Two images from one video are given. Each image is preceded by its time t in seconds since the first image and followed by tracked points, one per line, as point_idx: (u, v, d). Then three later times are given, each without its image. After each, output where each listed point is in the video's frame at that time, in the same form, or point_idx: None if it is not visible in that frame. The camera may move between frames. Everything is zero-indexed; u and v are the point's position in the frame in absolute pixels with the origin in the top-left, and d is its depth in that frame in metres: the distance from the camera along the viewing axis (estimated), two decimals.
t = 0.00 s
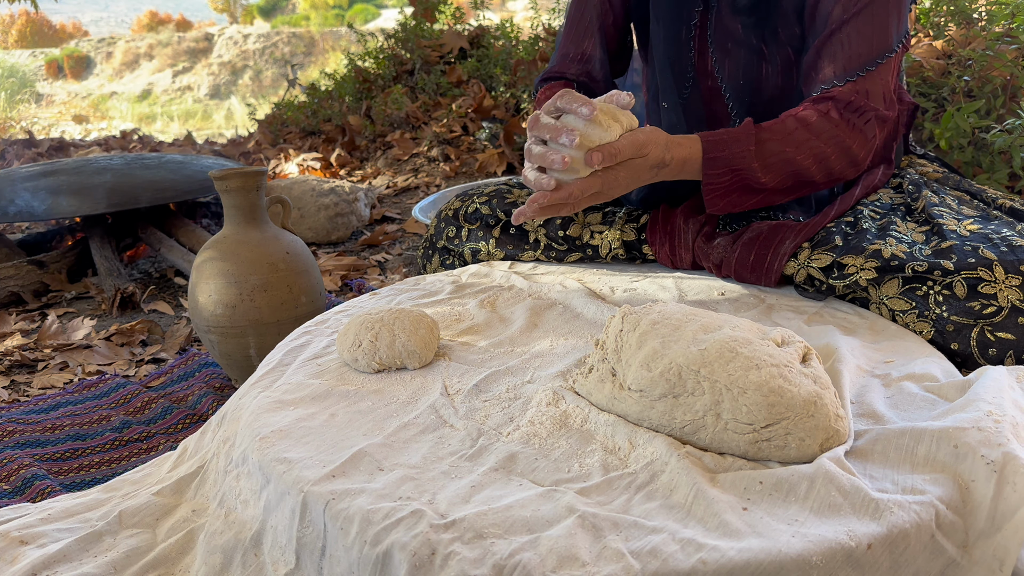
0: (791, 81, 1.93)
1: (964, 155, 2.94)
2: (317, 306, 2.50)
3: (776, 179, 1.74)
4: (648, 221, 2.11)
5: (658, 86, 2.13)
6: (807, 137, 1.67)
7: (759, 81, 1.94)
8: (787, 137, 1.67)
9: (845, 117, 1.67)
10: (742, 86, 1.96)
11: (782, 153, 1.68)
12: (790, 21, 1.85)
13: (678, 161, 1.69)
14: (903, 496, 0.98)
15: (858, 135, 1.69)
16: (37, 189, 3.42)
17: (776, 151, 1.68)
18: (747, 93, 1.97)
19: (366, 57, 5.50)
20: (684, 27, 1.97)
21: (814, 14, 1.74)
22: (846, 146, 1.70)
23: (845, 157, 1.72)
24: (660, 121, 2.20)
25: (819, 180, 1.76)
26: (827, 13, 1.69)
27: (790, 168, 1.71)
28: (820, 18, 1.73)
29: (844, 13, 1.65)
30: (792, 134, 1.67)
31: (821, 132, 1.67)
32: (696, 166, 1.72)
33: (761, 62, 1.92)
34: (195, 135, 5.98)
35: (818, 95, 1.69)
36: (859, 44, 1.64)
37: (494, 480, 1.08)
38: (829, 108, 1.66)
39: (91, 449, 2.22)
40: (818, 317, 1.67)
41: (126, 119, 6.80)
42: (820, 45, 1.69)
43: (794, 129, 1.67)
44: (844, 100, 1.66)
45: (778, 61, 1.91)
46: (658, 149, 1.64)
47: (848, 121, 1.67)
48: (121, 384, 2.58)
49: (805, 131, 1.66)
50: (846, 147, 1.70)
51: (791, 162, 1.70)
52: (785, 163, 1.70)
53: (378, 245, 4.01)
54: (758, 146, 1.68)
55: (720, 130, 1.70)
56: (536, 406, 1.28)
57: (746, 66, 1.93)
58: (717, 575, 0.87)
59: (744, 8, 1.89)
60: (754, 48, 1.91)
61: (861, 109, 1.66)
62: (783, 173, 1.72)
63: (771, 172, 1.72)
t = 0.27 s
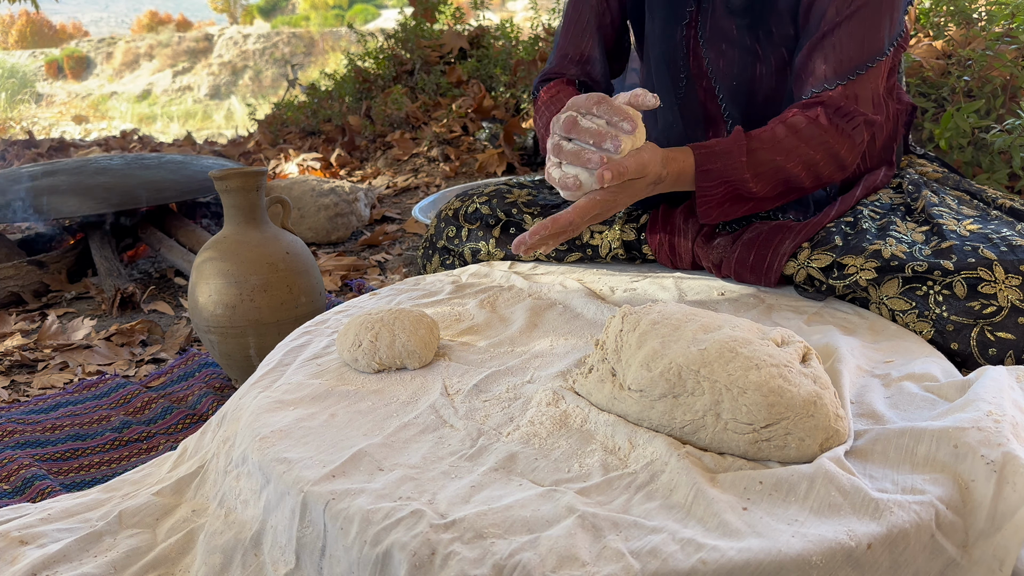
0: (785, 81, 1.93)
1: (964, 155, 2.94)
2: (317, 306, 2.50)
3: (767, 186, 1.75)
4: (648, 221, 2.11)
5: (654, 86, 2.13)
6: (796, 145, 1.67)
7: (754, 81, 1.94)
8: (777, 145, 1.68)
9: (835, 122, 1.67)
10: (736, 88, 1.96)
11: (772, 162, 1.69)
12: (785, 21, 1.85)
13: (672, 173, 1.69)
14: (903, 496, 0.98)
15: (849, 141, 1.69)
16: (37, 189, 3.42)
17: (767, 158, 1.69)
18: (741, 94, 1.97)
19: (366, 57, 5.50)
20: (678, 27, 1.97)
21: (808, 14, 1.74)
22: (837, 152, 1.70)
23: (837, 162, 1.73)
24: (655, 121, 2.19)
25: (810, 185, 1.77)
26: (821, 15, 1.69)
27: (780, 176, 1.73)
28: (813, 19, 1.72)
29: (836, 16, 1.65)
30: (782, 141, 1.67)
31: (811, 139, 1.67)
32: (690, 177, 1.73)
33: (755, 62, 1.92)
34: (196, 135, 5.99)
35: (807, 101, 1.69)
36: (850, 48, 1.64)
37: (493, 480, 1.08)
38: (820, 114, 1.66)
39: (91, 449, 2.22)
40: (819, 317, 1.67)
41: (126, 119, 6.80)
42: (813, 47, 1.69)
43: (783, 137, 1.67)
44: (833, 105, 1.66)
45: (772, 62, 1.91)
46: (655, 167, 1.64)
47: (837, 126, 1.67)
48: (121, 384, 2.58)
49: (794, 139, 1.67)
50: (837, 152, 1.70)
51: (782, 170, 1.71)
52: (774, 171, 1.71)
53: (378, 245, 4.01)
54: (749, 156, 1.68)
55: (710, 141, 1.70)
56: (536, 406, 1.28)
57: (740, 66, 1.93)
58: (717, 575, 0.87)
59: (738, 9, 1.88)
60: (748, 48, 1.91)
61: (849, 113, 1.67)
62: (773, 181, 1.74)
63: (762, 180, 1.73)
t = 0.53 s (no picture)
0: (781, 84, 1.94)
1: (964, 155, 2.94)
2: (317, 306, 2.50)
3: (767, 189, 1.75)
4: (648, 221, 2.11)
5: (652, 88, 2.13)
6: (798, 148, 1.67)
7: (752, 83, 1.95)
8: (781, 147, 1.67)
9: (833, 126, 1.67)
10: (734, 89, 1.97)
11: (774, 163, 1.68)
12: (780, 24, 1.87)
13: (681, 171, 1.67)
14: (903, 497, 0.98)
15: (846, 144, 1.69)
16: (37, 189, 3.42)
17: (770, 160, 1.68)
18: (739, 95, 1.97)
19: (366, 57, 5.50)
20: (676, 27, 1.97)
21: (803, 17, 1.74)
22: (835, 155, 1.70)
23: (834, 165, 1.73)
24: (655, 122, 2.18)
25: (806, 187, 1.77)
26: (815, 18, 1.69)
27: (780, 178, 1.72)
28: (808, 23, 1.73)
29: (831, 20, 1.65)
30: (785, 143, 1.66)
31: (813, 141, 1.66)
32: (695, 176, 1.71)
33: (752, 64, 1.93)
34: (196, 135, 5.99)
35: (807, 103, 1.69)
36: (846, 52, 1.64)
37: (493, 480, 1.08)
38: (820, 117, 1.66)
39: (91, 449, 2.22)
40: (819, 317, 1.67)
41: (126, 119, 6.80)
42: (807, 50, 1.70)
43: (787, 139, 1.66)
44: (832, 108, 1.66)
45: (768, 64, 1.92)
46: (669, 165, 1.60)
47: (836, 130, 1.67)
48: (121, 384, 2.58)
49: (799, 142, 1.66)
50: (835, 155, 1.70)
51: (784, 172, 1.70)
52: (775, 172, 1.70)
53: (378, 245, 4.01)
54: (756, 156, 1.67)
55: (717, 139, 1.68)
56: (536, 406, 1.28)
57: (738, 67, 1.94)
58: (718, 575, 0.87)
59: (736, 11, 1.90)
60: (745, 49, 1.92)
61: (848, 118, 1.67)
62: (774, 182, 1.73)
63: (764, 182, 1.72)
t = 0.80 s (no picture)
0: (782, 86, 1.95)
1: (964, 155, 2.94)
2: (317, 306, 2.49)
3: (772, 194, 1.75)
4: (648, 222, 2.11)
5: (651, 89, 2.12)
6: (803, 153, 1.67)
7: (752, 85, 1.95)
8: (786, 152, 1.67)
9: (839, 130, 1.67)
10: (734, 91, 1.97)
11: (780, 169, 1.69)
12: (781, 25, 1.87)
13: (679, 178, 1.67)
14: (903, 496, 0.98)
15: (851, 146, 1.70)
16: (37, 189, 3.42)
17: (774, 166, 1.68)
18: (738, 97, 1.97)
19: (366, 57, 5.50)
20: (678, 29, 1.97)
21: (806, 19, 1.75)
22: (840, 158, 1.70)
23: (839, 168, 1.73)
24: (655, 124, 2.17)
25: (812, 191, 1.78)
26: (819, 20, 1.69)
27: (786, 183, 1.72)
28: (811, 24, 1.73)
29: (836, 23, 1.65)
30: (790, 148, 1.67)
31: (818, 145, 1.67)
32: (698, 181, 1.71)
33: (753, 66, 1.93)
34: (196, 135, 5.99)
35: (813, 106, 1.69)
36: (853, 54, 1.64)
37: (493, 480, 1.08)
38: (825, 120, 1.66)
39: (91, 449, 2.22)
40: (818, 317, 1.67)
41: (126, 119, 6.80)
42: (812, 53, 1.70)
43: (792, 144, 1.67)
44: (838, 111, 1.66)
45: (769, 66, 1.92)
46: (666, 168, 1.62)
47: (840, 133, 1.68)
48: (121, 384, 2.58)
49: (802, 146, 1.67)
50: (840, 158, 1.70)
51: (789, 177, 1.71)
52: (780, 177, 1.70)
53: (378, 245, 4.01)
54: (758, 162, 1.68)
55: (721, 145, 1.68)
56: (536, 407, 1.28)
57: (738, 69, 1.94)
58: (718, 575, 0.87)
59: (737, 13, 1.90)
60: (745, 51, 1.92)
61: (853, 121, 1.67)
62: (779, 188, 1.73)
63: (768, 187, 1.72)
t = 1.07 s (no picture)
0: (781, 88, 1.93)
1: (964, 155, 2.94)
2: (317, 306, 2.50)
3: (759, 200, 1.76)
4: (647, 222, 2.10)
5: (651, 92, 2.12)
6: (790, 159, 1.68)
7: (749, 88, 1.94)
8: (772, 158, 1.68)
9: (829, 135, 1.66)
10: (732, 94, 1.96)
11: (766, 175, 1.69)
12: (778, 27, 1.85)
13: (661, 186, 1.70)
14: (903, 496, 0.98)
15: (841, 151, 1.69)
16: (37, 189, 3.42)
17: (760, 172, 1.69)
18: (736, 100, 1.97)
19: (366, 57, 5.50)
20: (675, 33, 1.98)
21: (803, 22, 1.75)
22: (829, 163, 1.70)
23: (830, 172, 1.73)
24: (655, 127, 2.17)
25: (800, 196, 1.78)
26: (816, 22, 1.68)
27: (773, 189, 1.73)
28: (808, 27, 1.73)
29: (830, 26, 1.65)
30: (776, 154, 1.67)
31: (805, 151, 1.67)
32: (681, 190, 1.74)
33: (751, 69, 1.92)
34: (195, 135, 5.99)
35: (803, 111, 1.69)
36: (846, 59, 1.63)
37: (493, 480, 1.08)
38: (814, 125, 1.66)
39: (91, 449, 2.22)
40: (818, 317, 1.67)
41: (126, 119, 6.80)
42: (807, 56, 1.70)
43: (778, 150, 1.67)
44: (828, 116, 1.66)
45: (768, 69, 1.91)
46: (643, 180, 1.66)
47: (830, 138, 1.67)
48: (121, 384, 2.58)
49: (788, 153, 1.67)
50: (830, 163, 1.70)
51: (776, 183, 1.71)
52: (767, 183, 1.71)
53: (378, 245, 4.01)
54: (742, 169, 1.69)
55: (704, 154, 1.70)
56: (536, 406, 1.28)
57: (736, 72, 1.93)
58: (718, 575, 0.87)
59: (735, 16, 1.88)
60: (744, 54, 1.91)
61: (844, 126, 1.66)
62: (766, 194, 1.74)
63: (754, 194, 1.73)
